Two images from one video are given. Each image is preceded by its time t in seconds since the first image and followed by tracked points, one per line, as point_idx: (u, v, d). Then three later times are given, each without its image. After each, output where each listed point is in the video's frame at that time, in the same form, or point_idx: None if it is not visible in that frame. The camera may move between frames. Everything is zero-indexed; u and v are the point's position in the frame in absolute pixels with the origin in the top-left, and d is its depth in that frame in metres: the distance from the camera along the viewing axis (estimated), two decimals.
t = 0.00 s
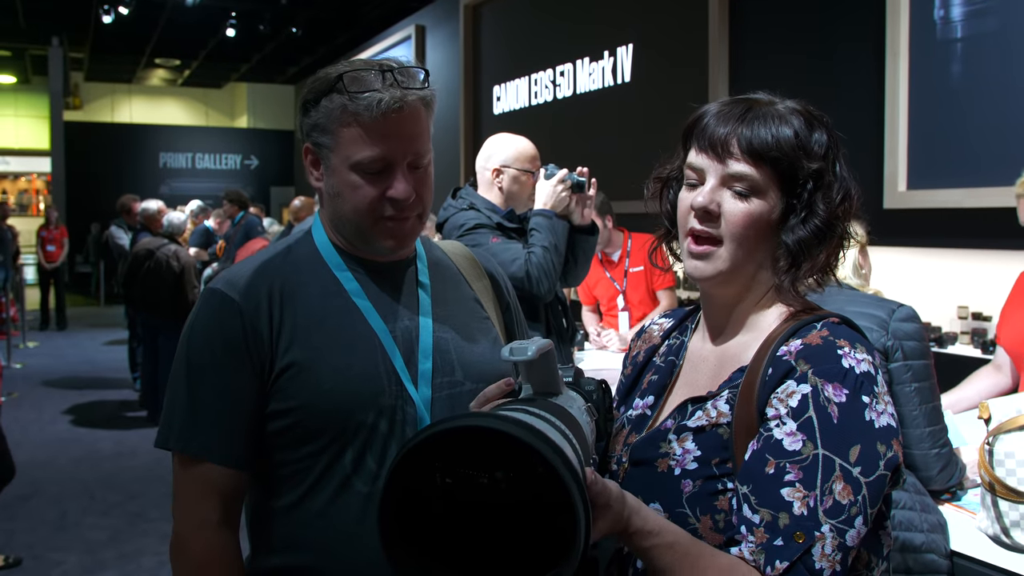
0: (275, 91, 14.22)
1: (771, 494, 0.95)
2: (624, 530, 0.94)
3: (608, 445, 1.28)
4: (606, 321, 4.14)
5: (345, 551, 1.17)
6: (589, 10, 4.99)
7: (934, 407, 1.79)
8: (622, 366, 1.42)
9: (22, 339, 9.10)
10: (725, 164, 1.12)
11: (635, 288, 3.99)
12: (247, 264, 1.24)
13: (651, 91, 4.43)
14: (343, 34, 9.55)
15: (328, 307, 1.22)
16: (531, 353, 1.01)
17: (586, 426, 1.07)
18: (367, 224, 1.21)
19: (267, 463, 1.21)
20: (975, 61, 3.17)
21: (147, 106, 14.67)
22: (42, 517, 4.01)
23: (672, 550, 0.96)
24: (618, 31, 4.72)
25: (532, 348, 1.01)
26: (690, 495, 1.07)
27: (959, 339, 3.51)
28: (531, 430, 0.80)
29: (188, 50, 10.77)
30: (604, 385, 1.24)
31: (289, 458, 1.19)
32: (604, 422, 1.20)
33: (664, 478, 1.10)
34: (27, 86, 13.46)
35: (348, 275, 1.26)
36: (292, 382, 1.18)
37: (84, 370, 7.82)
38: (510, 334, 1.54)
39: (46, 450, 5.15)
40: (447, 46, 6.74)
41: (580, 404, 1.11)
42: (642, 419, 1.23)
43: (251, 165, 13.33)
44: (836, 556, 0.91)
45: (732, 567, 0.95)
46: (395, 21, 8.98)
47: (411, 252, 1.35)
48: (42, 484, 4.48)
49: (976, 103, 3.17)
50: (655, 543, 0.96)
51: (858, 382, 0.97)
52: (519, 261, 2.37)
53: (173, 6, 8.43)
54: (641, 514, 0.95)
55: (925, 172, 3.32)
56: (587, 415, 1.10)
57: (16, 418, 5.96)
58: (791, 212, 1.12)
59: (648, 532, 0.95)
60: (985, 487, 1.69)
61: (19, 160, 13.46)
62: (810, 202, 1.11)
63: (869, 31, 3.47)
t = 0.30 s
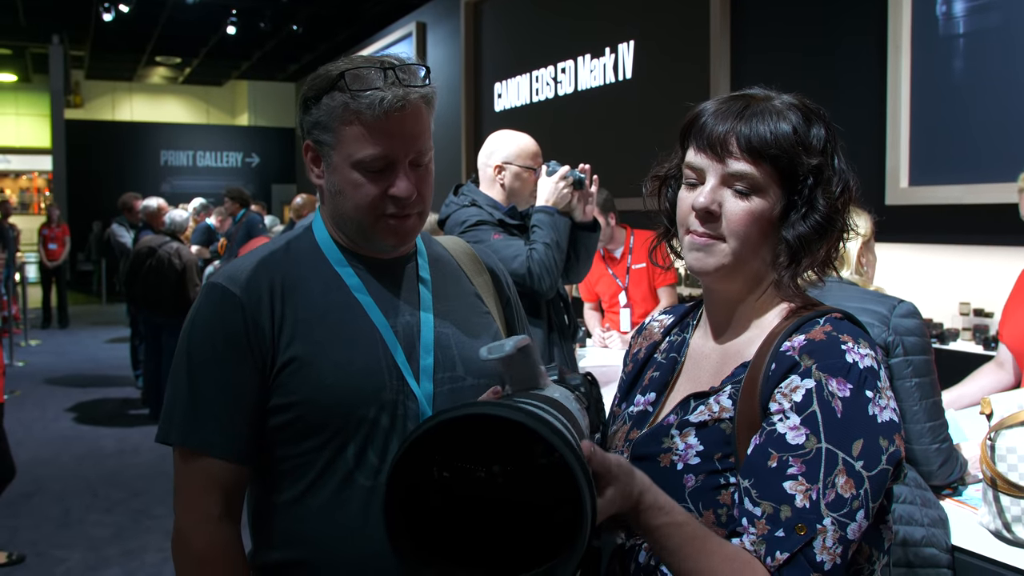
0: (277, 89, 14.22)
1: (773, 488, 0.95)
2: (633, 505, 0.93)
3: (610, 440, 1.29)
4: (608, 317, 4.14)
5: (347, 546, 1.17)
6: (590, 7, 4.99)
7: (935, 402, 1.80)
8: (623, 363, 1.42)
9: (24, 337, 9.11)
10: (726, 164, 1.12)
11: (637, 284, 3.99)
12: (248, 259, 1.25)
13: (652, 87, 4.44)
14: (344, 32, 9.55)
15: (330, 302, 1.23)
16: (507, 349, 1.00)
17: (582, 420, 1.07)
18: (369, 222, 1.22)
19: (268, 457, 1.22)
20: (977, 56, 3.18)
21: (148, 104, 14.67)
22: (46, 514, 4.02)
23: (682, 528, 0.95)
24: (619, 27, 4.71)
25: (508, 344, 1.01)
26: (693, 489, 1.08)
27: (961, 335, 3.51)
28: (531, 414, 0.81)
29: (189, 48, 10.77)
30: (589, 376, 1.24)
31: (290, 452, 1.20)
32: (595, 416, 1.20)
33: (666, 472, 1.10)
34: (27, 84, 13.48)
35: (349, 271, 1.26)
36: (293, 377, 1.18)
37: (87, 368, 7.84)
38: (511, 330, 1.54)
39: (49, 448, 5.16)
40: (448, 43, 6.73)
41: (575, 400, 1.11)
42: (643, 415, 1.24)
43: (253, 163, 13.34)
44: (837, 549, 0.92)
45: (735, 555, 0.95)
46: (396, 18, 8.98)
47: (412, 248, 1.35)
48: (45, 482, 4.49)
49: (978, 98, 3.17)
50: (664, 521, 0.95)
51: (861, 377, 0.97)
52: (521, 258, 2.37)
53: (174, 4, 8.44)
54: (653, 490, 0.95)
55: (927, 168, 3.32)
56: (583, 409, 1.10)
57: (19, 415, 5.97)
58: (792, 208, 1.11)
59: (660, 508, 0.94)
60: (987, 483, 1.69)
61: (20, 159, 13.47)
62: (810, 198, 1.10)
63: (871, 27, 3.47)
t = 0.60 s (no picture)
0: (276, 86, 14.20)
1: (771, 484, 0.95)
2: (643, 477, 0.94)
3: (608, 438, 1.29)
4: (608, 314, 4.15)
5: (346, 541, 1.17)
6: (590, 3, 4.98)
7: (932, 399, 1.80)
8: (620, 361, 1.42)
9: (24, 335, 9.11)
10: (752, 168, 1.11)
11: (638, 282, 3.98)
12: (248, 254, 1.24)
13: (652, 84, 4.43)
14: (343, 29, 9.53)
15: (331, 297, 1.22)
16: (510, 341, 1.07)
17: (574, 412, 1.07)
18: (370, 218, 1.21)
19: (268, 452, 1.22)
20: (977, 53, 3.17)
21: (147, 102, 14.66)
22: (46, 512, 4.02)
23: (691, 502, 0.94)
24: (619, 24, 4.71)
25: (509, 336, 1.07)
26: (692, 486, 1.08)
27: (960, 331, 3.51)
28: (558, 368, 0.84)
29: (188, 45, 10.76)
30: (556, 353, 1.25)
31: (291, 447, 1.19)
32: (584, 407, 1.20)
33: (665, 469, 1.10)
34: (26, 81, 13.46)
35: (350, 267, 1.26)
36: (294, 371, 1.18)
37: (87, 365, 7.84)
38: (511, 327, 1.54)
39: (49, 445, 5.16)
40: (448, 39, 6.72)
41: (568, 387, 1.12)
42: (641, 413, 1.24)
43: (252, 160, 13.33)
44: (835, 545, 0.91)
45: (739, 543, 0.94)
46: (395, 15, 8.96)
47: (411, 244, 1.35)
48: (44, 480, 4.49)
49: (978, 95, 3.16)
50: (676, 492, 0.94)
51: (860, 373, 0.97)
52: (522, 255, 2.36)
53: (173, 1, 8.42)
54: (663, 459, 0.95)
55: (927, 164, 3.32)
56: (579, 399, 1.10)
57: (18, 413, 5.97)
58: (810, 215, 1.13)
59: (672, 477, 0.95)
60: (986, 478, 1.68)
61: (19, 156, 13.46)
62: (830, 210, 1.13)
63: (871, 24, 3.47)
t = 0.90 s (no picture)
0: (275, 85, 14.19)
1: (766, 485, 0.96)
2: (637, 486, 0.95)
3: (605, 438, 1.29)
4: (606, 314, 4.15)
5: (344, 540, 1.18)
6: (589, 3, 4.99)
7: (928, 399, 1.81)
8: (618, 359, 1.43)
9: (21, 333, 9.09)
10: (735, 164, 1.11)
11: (636, 281, 3.98)
12: (248, 253, 1.24)
13: (651, 84, 4.44)
14: (342, 28, 9.53)
15: (332, 297, 1.23)
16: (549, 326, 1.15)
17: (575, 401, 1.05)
18: (375, 217, 1.22)
19: (268, 450, 1.22)
20: (975, 55, 3.18)
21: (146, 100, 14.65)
22: (43, 511, 4.02)
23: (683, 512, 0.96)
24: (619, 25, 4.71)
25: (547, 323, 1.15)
26: (688, 487, 1.08)
27: (958, 332, 3.51)
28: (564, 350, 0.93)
29: (187, 43, 10.75)
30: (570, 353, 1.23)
31: (291, 445, 1.20)
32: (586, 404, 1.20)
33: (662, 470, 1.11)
34: (25, 79, 13.44)
35: (351, 266, 1.27)
36: (295, 371, 1.19)
37: (84, 364, 7.82)
38: (510, 326, 1.55)
39: (46, 444, 5.15)
40: (448, 39, 6.72)
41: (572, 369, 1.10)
42: (639, 413, 1.24)
43: (250, 159, 13.32)
44: (830, 547, 0.93)
45: (732, 549, 0.95)
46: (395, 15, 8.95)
47: (412, 244, 1.35)
48: (42, 479, 4.48)
49: (976, 96, 3.17)
50: (670, 506, 0.95)
51: (855, 376, 0.98)
52: (520, 254, 2.36)
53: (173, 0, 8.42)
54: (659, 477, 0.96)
55: (925, 165, 3.33)
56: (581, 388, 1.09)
57: (16, 412, 5.96)
58: (798, 210, 1.13)
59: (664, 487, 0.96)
60: (982, 479, 1.68)
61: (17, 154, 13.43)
62: (817, 203, 1.12)
63: (870, 25, 3.48)
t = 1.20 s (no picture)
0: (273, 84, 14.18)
1: (763, 489, 0.96)
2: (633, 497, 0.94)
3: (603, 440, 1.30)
4: (603, 313, 4.15)
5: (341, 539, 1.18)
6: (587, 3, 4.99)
7: (925, 399, 1.81)
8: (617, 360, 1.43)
9: (19, 333, 9.08)
10: (716, 160, 1.12)
11: (633, 280, 3.98)
12: (246, 254, 1.24)
13: (649, 84, 4.44)
14: (341, 27, 9.53)
15: (329, 297, 1.22)
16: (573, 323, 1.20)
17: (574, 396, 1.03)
18: (374, 215, 1.21)
19: (266, 450, 1.22)
20: (973, 55, 3.18)
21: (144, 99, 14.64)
22: (41, 510, 4.02)
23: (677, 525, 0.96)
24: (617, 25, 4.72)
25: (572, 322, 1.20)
26: (686, 490, 1.08)
27: (955, 332, 3.50)
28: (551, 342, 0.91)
29: (185, 43, 10.73)
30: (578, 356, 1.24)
31: (289, 445, 1.19)
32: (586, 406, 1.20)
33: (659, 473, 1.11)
34: (22, 78, 13.42)
35: (349, 266, 1.26)
36: (293, 370, 1.18)
37: (82, 363, 7.81)
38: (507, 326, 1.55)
39: (44, 444, 5.14)
40: (446, 39, 6.72)
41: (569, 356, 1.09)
42: (636, 414, 1.25)
43: (248, 158, 13.31)
44: (827, 550, 0.93)
45: (728, 554, 0.95)
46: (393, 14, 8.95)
47: (409, 243, 1.35)
48: (39, 478, 4.48)
49: (974, 96, 3.18)
50: (661, 519, 0.95)
51: (851, 377, 0.98)
52: (517, 254, 2.36)
53: None
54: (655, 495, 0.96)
55: (923, 166, 3.33)
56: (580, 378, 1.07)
57: (14, 411, 5.96)
58: (785, 203, 1.12)
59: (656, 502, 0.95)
60: (979, 478, 1.68)
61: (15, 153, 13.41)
62: (803, 195, 1.11)
63: (868, 25, 3.48)
